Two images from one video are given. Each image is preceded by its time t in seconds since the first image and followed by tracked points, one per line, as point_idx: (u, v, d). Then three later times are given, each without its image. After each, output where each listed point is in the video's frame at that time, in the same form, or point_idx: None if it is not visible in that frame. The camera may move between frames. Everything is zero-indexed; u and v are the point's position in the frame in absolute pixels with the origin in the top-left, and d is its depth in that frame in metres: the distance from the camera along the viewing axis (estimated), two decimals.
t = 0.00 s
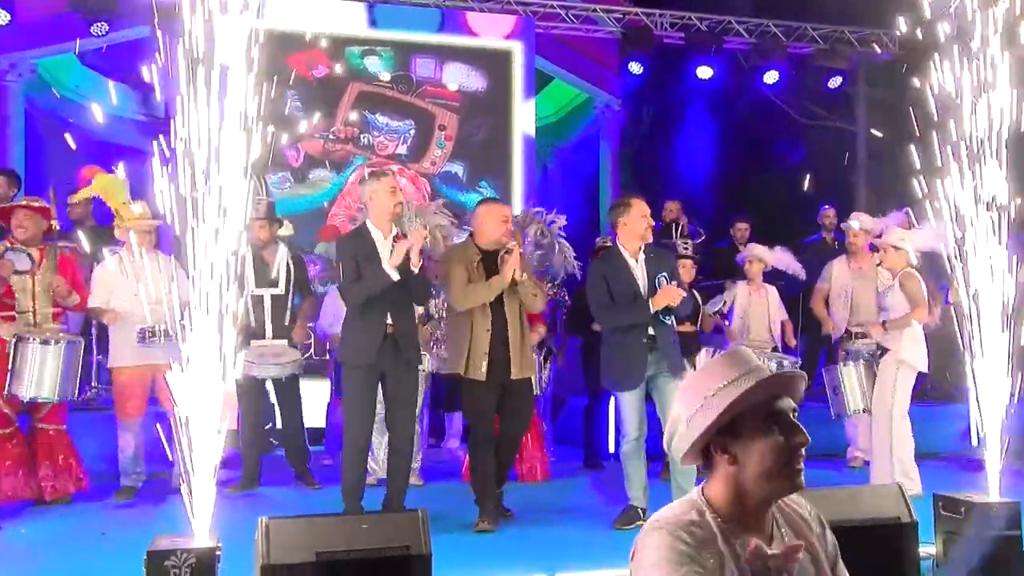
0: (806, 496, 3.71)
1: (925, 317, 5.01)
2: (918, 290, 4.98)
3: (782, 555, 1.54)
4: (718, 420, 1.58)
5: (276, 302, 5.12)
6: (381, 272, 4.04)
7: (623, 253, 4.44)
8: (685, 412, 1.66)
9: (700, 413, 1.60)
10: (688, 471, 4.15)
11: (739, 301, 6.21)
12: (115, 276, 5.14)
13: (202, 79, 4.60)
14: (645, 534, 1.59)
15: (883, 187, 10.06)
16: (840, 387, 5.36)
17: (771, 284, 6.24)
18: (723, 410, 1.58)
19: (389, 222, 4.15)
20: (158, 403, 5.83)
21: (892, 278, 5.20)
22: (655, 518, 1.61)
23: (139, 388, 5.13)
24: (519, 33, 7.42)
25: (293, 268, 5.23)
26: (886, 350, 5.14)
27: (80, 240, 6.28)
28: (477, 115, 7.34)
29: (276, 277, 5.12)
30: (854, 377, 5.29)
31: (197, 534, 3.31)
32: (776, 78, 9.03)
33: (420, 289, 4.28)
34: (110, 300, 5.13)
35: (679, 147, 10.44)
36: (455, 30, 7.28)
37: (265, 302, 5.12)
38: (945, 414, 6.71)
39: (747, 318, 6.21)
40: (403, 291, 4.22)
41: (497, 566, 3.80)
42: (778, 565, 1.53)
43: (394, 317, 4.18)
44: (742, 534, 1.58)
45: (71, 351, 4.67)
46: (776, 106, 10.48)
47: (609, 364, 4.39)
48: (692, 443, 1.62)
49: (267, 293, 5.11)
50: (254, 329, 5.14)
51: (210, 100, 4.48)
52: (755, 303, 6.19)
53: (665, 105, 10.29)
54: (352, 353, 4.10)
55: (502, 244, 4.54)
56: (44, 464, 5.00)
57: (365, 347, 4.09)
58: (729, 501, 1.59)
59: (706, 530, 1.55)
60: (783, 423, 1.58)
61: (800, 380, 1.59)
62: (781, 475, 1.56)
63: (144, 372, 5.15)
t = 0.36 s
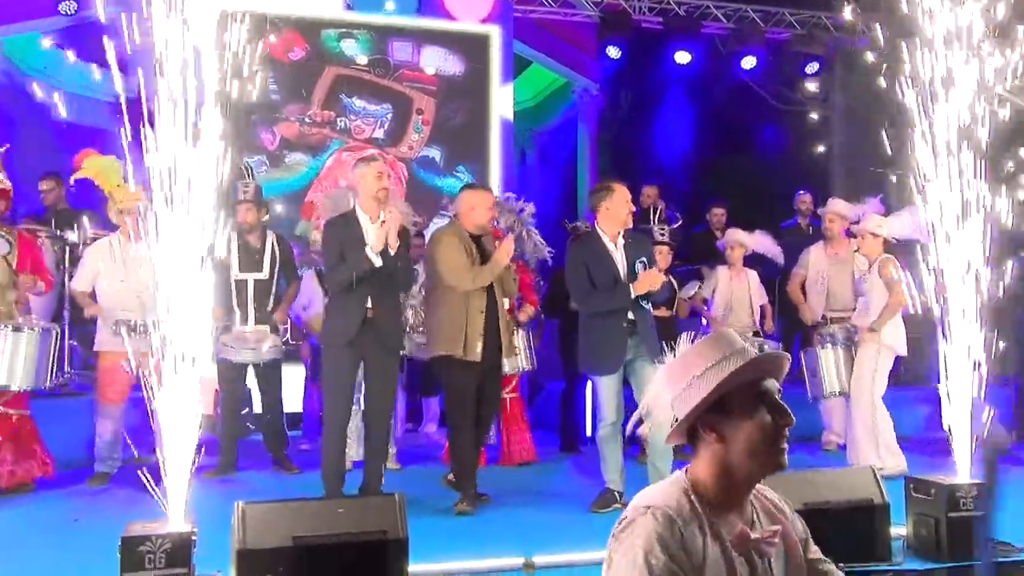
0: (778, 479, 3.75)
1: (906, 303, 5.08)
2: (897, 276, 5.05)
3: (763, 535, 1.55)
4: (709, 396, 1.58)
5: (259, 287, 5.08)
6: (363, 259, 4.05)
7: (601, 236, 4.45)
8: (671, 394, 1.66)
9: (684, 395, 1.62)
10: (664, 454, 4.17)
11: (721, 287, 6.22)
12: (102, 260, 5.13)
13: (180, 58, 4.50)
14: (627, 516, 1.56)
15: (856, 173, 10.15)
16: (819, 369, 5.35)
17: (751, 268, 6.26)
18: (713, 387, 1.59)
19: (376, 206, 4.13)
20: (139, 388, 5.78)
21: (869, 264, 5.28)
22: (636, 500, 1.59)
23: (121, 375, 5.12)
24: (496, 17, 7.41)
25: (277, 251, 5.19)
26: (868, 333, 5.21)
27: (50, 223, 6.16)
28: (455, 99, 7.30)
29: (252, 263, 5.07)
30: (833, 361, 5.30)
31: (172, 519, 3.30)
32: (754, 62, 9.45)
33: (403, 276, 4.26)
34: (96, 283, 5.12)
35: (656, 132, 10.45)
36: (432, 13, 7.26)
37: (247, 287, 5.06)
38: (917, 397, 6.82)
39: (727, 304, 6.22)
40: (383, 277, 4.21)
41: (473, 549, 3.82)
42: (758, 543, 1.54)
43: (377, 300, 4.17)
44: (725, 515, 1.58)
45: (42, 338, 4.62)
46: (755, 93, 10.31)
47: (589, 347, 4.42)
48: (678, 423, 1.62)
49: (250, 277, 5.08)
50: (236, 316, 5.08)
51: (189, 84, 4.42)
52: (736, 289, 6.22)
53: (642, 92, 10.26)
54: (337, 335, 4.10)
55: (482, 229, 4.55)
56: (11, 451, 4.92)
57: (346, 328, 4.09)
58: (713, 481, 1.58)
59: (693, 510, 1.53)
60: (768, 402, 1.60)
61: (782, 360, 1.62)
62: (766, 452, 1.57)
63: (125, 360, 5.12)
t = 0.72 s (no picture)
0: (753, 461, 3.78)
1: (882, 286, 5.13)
2: (874, 260, 5.10)
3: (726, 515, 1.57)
4: (702, 411, 1.53)
5: (248, 272, 4.99)
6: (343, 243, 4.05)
7: (578, 219, 4.44)
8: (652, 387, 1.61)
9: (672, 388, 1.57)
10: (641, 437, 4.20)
11: (692, 272, 6.27)
12: (94, 244, 5.13)
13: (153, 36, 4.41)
14: (599, 497, 1.55)
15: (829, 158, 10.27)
16: (796, 352, 5.39)
17: (720, 252, 6.31)
18: (709, 402, 1.53)
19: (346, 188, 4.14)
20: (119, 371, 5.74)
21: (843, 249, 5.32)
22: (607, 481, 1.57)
23: (107, 357, 5.12)
24: None
25: (270, 236, 5.11)
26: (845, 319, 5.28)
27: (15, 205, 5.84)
28: (431, 83, 7.28)
29: (227, 246, 5.01)
30: (810, 344, 5.33)
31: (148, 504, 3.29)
32: (733, 45, 9.50)
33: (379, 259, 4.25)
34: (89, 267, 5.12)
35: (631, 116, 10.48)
36: None
37: (238, 271, 4.98)
38: (885, 382, 6.92)
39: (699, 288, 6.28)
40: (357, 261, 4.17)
41: (452, 532, 3.83)
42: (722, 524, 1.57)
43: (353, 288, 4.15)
44: (692, 498, 1.59)
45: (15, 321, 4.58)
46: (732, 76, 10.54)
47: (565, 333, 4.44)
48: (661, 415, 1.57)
49: (240, 262, 4.98)
50: (224, 298, 5.01)
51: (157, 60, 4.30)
52: (705, 273, 6.27)
53: (619, 79, 10.31)
54: (306, 325, 4.08)
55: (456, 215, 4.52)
56: None
57: (322, 316, 4.07)
58: (682, 468, 1.57)
59: (666, 495, 1.52)
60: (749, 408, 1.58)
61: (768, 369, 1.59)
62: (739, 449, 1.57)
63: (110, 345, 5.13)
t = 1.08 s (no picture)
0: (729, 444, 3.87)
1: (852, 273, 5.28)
2: (843, 247, 5.31)
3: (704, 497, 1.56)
4: (698, 391, 1.52)
5: (233, 259, 5.06)
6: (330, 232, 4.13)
7: (557, 208, 4.51)
8: (638, 369, 1.59)
9: (665, 378, 1.54)
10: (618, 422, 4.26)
11: (671, 260, 6.36)
12: (76, 228, 5.14)
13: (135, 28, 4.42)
14: (604, 482, 1.43)
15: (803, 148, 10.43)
16: (771, 339, 5.58)
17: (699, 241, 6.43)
18: (704, 384, 1.52)
19: (313, 175, 4.22)
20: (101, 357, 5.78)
21: (815, 238, 5.46)
22: (607, 467, 1.45)
23: (87, 344, 5.13)
24: None
25: (254, 224, 5.16)
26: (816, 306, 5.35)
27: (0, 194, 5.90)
28: (412, 72, 7.33)
29: (210, 234, 5.07)
30: (784, 331, 5.53)
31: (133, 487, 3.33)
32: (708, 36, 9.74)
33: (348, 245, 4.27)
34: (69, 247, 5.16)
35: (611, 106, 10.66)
36: None
37: (223, 258, 5.05)
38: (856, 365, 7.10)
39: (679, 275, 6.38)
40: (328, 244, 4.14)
41: (433, 515, 3.91)
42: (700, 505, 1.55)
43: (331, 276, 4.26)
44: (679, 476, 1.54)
45: None
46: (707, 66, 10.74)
47: (541, 319, 4.55)
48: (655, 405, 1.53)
49: (225, 249, 5.06)
50: (209, 286, 5.07)
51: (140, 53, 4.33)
52: (685, 261, 6.37)
53: (598, 70, 10.54)
54: (284, 311, 4.14)
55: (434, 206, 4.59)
56: None
57: (305, 302, 4.16)
58: (668, 449, 1.54)
59: (667, 473, 1.46)
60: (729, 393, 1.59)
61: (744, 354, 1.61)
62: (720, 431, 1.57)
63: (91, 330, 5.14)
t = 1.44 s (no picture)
0: (705, 431, 4.03)
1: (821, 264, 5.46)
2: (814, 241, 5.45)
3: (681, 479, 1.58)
4: (675, 386, 1.52)
5: (215, 251, 5.18)
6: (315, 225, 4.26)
7: (539, 203, 4.64)
8: (619, 362, 1.57)
9: (645, 368, 1.53)
10: (596, 409, 4.43)
11: (650, 252, 6.54)
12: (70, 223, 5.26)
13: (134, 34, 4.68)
14: (587, 470, 1.45)
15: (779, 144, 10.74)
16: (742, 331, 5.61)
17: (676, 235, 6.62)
18: (680, 378, 1.52)
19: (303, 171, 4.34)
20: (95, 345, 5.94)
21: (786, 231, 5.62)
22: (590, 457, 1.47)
23: (81, 331, 5.29)
24: None
25: (233, 217, 5.30)
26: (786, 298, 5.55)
27: None
28: (399, 70, 7.57)
29: (192, 226, 5.19)
30: (756, 322, 5.55)
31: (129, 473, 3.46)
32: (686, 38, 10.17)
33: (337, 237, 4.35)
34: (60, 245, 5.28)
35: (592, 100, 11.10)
36: None
37: (205, 250, 5.17)
38: (828, 354, 7.32)
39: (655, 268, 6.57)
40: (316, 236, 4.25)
41: (419, 501, 4.04)
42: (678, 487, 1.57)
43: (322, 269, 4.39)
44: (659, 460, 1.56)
45: None
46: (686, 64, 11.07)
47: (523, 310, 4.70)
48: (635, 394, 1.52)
49: (207, 241, 5.18)
50: (192, 278, 5.18)
51: (131, 52, 4.45)
52: (664, 253, 6.56)
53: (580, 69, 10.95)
54: (272, 301, 4.27)
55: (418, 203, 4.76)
56: None
57: (297, 294, 4.30)
58: (646, 437, 1.54)
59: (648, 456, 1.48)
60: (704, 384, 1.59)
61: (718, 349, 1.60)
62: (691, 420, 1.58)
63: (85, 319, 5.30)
